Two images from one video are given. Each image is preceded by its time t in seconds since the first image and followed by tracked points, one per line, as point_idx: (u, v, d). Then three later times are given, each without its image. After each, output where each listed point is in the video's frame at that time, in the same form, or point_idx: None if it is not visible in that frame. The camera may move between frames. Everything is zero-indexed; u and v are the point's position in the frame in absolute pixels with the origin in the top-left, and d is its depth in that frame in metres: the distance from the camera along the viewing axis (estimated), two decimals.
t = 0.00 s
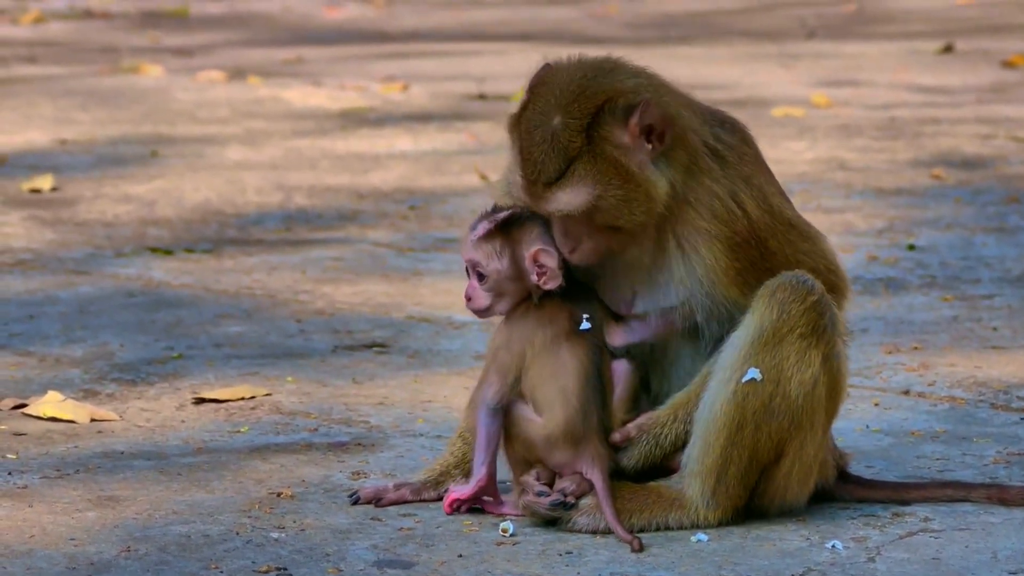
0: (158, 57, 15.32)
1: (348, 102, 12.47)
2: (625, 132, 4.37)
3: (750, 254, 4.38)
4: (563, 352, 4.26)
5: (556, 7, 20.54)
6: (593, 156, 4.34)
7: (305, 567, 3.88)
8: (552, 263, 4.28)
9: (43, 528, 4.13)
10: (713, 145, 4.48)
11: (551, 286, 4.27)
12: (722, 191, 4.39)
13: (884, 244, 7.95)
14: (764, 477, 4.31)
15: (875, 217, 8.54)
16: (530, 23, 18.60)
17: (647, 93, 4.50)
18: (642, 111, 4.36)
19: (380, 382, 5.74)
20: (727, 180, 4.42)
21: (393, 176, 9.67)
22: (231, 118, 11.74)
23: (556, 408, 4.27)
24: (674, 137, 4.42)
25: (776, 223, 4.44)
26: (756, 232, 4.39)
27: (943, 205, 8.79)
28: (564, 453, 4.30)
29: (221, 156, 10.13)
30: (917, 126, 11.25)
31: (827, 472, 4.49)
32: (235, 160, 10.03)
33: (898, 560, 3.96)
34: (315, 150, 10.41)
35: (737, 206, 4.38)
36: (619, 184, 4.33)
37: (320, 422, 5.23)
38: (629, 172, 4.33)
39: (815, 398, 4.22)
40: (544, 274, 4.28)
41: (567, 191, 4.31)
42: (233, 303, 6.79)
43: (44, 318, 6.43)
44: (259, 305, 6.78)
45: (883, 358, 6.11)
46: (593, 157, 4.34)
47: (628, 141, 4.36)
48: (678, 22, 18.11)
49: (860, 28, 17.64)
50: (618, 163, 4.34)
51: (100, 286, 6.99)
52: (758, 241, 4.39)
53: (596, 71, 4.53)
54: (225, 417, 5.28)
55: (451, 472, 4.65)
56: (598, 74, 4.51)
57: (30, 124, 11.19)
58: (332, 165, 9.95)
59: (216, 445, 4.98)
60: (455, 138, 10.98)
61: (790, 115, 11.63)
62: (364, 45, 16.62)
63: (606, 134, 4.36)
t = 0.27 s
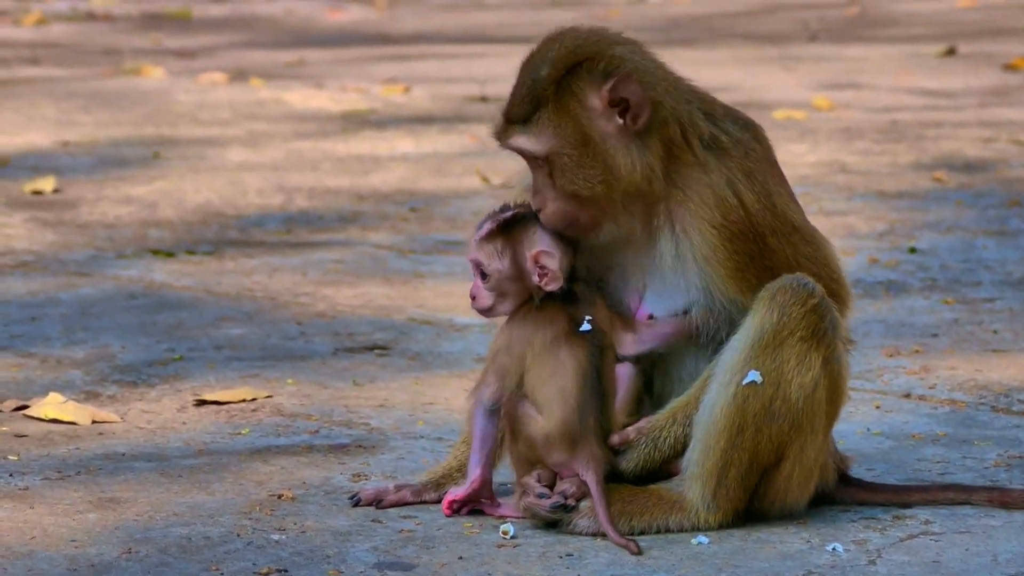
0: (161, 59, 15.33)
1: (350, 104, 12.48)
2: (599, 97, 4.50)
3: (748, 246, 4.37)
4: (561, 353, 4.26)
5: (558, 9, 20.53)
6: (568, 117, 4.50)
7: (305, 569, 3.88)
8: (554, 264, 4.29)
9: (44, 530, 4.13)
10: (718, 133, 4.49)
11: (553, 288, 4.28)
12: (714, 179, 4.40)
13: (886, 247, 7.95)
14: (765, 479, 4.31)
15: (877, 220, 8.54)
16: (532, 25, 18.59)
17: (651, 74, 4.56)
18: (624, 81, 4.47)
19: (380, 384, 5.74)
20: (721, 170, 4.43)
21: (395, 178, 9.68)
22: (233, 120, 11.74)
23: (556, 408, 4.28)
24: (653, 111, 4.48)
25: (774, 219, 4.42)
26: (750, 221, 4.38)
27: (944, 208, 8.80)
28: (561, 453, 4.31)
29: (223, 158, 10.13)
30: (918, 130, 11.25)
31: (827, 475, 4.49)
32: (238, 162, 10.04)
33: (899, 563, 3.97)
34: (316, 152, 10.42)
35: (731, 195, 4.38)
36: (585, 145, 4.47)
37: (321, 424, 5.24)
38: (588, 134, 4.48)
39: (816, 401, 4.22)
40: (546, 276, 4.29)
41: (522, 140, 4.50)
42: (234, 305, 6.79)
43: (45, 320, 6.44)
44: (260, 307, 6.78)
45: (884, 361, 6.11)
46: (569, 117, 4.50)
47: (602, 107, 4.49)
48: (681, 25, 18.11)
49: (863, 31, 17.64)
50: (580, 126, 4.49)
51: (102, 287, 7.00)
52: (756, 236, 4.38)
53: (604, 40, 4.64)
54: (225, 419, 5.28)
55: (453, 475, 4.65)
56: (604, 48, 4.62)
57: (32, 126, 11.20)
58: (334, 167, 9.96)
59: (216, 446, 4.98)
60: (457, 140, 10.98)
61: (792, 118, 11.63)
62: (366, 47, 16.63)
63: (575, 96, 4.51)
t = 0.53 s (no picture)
0: (162, 61, 15.34)
1: (352, 107, 12.48)
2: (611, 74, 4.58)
3: (751, 246, 4.37)
4: (564, 357, 4.25)
5: (560, 13, 20.54)
6: (577, 86, 4.61)
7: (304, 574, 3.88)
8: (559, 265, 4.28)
9: (43, 533, 4.13)
10: (733, 134, 4.49)
11: (558, 291, 4.26)
12: (722, 176, 4.41)
13: (887, 251, 7.95)
14: (764, 483, 4.31)
15: (877, 224, 8.54)
16: (534, 28, 18.60)
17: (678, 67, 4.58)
18: (638, 65, 4.54)
19: (381, 388, 5.74)
20: (731, 168, 4.43)
21: (396, 181, 9.67)
22: (234, 122, 11.75)
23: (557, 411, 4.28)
24: (665, 98, 4.53)
25: (781, 222, 4.41)
26: (754, 220, 4.37)
27: (945, 212, 8.79)
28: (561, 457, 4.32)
29: (224, 161, 10.14)
30: (920, 133, 11.25)
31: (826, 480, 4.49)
32: (239, 165, 10.04)
33: (898, 567, 3.97)
34: (318, 155, 10.42)
35: (738, 193, 4.38)
36: (586, 116, 4.58)
37: (321, 428, 5.24)
38: (593, 106, 4.58)
39: (816, 404, 4.22)
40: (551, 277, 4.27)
41: (530, 98, 4.64)
42: (234, 308, 6.79)
43: (46, 323, 6.44)
44: (260, 310, 6.78)
45: (885, 365, 6.11)
46: (577, 86, 4.61)
47: (610, 84, 4.57)
48: (683, 28, 18.12)
49: (865, 35, 17.64)
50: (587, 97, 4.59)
51: (103, 290, 7.00)
52: (761, 236, 4.38)
53: (641, 28, 4.70)
54: (225, 422, 5.28)
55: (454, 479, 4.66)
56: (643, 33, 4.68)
57: (33, 129, 11.20)
58: (335, 170, 9.96)
59: (216, 450, 4.98)
60: (458, 143, 10.99)
61: (793, 122, 11.63)
62: (368, 50, 16.63)
63: (589, 69, 4.61)
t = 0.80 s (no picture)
0: (163, 66, 15.35)
1: (353, 111, 12.49)
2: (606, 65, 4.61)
3: (745, 245, 4.35)
4: (565, 361, 4.26)
5: (561, 17, 20.55)
6: (572, 72, 4.66)
7: None
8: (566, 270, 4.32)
9: (45, 538, 4.13)
10: (731, 136, 4.48)
11: (563, 294, 4.30)
12: (716, 176, 4.40)
13: (888, 253, 7.95)
14: (768, 487, 4.31)
15: (879, 226, 8.54)
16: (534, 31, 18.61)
17: (677, 66, 4.58)
18: (632, 60, 4.56)
19: (383, 391, 5.74)
20: (726, 169, 4.41)
21: (397, 184, 9.68)
22: (235, 126, 11.75)
23: (558, 415, 4.29)
24: (656, 91, 4.54)
25: (777, 222, 4.38)
26: (747, 219, 4.35)
27: (946, 214, 8.79)
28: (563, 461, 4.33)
29: (225, 165, 10.14)
30: (921, 135, 11.25)
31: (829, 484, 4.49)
32: (240, 168, 10.05)
33: (901, 570, 3.96)
34: (319, 159, 10.43)
35: (732, 193, 4.37)
36: (576, 103, 4.64)
37: (323, 431, 5.24)
38: (585, 93, 4.63)
39: (818, 408, 4.21)
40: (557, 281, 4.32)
41: (527, 77, 4.72)
42: (236, 312, 6.80)
43: (48, 327, 6.44)
44: (262, 314, 6.79)
45: (887, 367, 6.11)
46: (572, 71, 4.66)
47: (604, 76, 4.60)
48: (683, 31, 18.13)
49: (866, 37, 17.65)
50: (579, 84, 4.64)
51: (105, 294, 7.01)
52: (755, 235, 4.35)
53: (651, 22, 4.69)
54: (227, 426, 5.29)
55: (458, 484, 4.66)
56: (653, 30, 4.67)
57: (35, 133, 11.21)
58: (336, 174, 9.96)
59: (218, 454, 4.98)
60: (459, 146, 10.99)
61: (795, 124, 11.64)
62: (369, 54, 16.64)
63: (584, 56, 4.65)
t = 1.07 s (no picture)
0: (166, 70, 15.36)
1: (356, 115, 12.49)
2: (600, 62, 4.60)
3: (739, 244, 4.34)
4: (565, 366, 4.28)
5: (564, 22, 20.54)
6: (564, 65, 4.65)
7: None
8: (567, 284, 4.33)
9: (47, 543, 4.13)
10: (726, 136, 4.48)
11: (561, 305, 4.32)
12: (709, 175, 4.39)
13: (891, 259, 7.95)
14: (770, 493, 4.31)
15: (881, 231, 8.54)
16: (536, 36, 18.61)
17: (674, 69, 4.59)
18: (625, 61, 4.55)
19: (385, 397, 5.75)
20: (719, 167, 4.41)
21: (399, 189, 9.68)
22: (237, 131, 11.75)
23: (559, 420, 4.30)
24: (646, 95, 4.53)
25: (770, 221, 4.37)
26: (741, 216, 4.34)
27: (949, 219, 8.79)
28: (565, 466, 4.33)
29: (228, 170, 10.14)
30: (923, 141, 11.25)
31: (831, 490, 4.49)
32: (243, 173, 10.05)
33: None
34: (321, 164, 10.43)
35: (725, 191, 4.36)
36: (566, 97, 4.63)
37: (325, 437, 5.24)
38: (575, 88, 4.62)
39: (819, 414, 4.21)
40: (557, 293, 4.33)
41: (518, 70, 4.70)
42: (238, 317, 6.80)
43: (50, 332, 6.44)
44: (264, 319, 6.79)
45: (889, 373, 6.11)
46: (565, 65, 4.65)
47: (597, 73, 4.58)
48: (686, 35, 18.13)
49: (869, 42, 17.65)
50: (571, 80, 4.63)
51: (108, 299, 7.01)
52: (748, 233, 4.34)
53: (650, 30, 4.69)
54: (229, 431, 5.29)
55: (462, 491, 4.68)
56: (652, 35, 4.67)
57: (38, 138, 11.21)
58: (338, 179, 9.96)
59: (220, 459, 4.98)
60: (462, 151, 10.99)
61: (797, 129, 11.63)
62: (372, 58, 16.64)
63: (578, 53, 4.64)
